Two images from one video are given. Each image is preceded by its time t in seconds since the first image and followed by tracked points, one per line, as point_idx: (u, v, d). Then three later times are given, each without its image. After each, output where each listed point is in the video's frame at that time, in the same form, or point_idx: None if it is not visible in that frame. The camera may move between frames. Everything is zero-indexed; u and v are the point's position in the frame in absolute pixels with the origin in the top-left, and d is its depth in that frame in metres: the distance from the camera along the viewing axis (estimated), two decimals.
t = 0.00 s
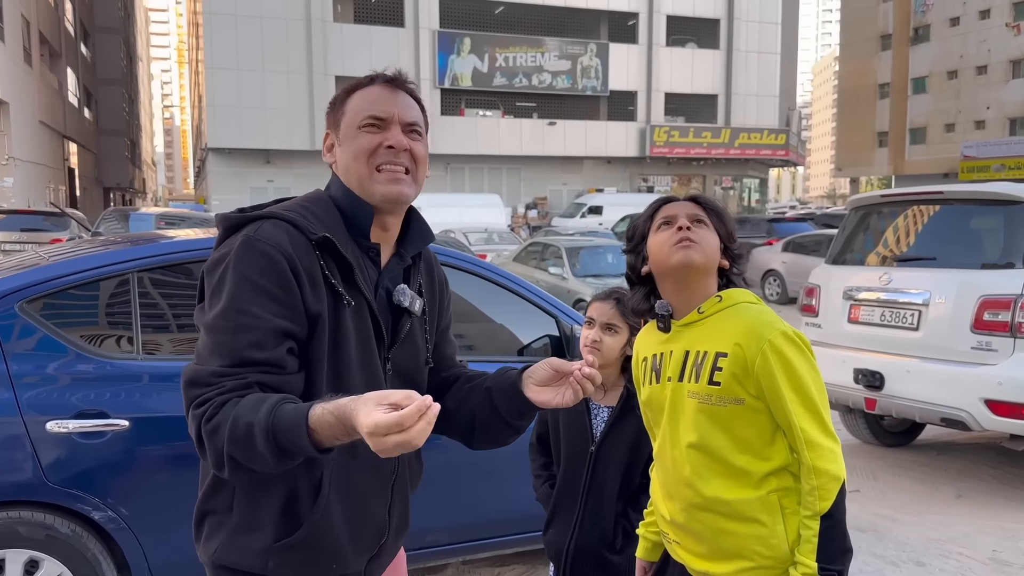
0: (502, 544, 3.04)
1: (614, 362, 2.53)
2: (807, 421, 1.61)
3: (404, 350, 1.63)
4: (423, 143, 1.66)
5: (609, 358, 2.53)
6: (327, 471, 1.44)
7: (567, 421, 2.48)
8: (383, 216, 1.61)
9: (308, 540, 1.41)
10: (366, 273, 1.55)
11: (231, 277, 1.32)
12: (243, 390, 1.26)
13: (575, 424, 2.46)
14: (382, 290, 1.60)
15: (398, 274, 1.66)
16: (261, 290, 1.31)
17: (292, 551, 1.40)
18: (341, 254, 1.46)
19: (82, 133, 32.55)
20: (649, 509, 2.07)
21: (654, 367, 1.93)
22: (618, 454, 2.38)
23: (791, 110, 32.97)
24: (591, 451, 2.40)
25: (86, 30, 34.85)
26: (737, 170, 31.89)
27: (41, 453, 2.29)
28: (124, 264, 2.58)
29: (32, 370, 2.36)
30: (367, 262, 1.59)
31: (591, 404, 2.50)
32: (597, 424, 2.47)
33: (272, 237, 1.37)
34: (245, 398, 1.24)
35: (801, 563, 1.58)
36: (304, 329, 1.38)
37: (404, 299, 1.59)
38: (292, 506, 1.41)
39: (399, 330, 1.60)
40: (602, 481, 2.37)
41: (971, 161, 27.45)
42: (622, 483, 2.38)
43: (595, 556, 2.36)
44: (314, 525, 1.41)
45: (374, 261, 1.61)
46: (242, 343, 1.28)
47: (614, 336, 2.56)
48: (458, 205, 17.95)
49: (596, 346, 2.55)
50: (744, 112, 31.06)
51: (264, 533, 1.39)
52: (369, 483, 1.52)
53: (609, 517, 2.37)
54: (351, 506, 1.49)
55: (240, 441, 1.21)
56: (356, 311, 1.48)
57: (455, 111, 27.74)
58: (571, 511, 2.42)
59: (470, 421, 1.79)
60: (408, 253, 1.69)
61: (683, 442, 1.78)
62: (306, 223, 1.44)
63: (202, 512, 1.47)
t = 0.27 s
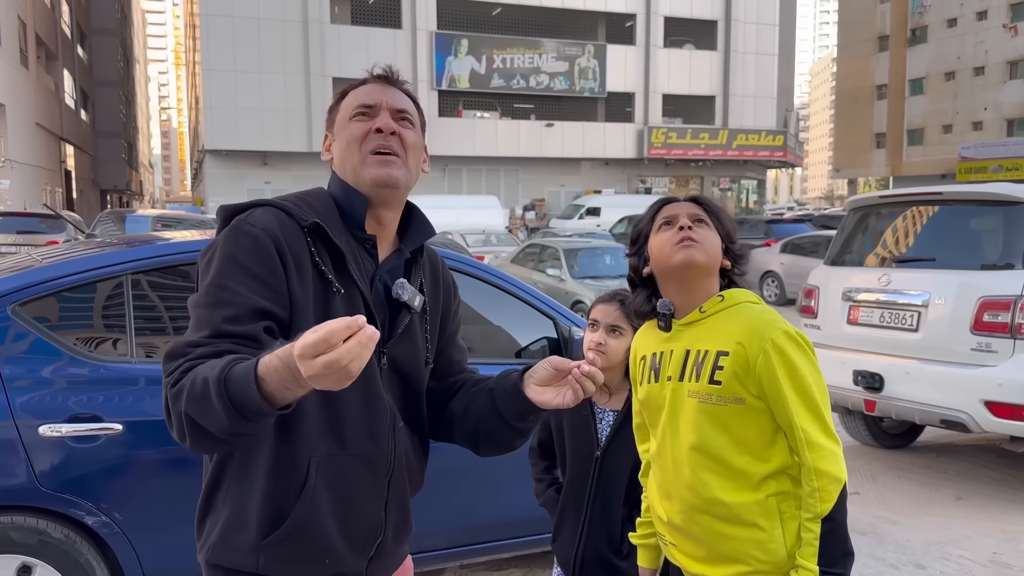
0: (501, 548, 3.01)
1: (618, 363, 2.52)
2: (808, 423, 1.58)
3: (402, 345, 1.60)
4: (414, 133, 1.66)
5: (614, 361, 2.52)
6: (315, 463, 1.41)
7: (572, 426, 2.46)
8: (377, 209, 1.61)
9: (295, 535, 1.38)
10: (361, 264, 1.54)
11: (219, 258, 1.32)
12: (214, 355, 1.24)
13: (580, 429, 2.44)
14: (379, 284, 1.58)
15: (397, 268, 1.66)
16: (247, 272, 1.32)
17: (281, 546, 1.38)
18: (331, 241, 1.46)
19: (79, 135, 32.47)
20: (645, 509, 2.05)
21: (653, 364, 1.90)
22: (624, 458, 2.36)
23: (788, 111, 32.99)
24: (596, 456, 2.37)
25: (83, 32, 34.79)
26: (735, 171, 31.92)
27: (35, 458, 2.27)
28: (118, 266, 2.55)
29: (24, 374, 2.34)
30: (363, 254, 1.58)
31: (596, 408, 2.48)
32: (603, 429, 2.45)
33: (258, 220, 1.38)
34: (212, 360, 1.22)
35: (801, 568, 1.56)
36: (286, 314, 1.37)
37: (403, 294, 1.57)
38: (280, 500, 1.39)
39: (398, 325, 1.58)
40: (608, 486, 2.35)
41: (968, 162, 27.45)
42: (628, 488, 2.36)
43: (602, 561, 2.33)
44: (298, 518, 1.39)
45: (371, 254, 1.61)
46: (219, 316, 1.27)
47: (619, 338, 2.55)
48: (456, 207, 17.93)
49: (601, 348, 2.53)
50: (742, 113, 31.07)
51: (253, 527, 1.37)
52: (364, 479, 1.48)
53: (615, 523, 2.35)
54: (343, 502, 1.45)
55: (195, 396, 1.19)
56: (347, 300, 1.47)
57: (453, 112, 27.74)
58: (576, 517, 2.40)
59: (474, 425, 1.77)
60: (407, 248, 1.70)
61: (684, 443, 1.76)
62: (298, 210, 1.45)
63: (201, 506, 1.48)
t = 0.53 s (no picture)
0: (502, 552, 3.00)
1: (623, 367, 2.49)
2: (815, 428, 1.56)
3: (404, 342, 1.60)
4: (412, 132, 1.65)
5: (620, 364, 2.48)
6: (312, 452, 1.40)
7: (578, 432, 2.45)
8: (376, 204, 1.61)
9: (291, 524, 1.38)
10: (363, 260, 1.55)
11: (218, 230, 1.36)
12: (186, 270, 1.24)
13: (586, 434, 2.43)
14: (381, 280, 1.59)
15: (400, 266, 1.65)
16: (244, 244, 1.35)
17: (277, 537, 1.38)
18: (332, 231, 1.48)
19: (77, 138, 32.45)
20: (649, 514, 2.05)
21: (662, 367, 1.91)
22: (631, 466, 2.36)
23: (787, 113, 33.02)
24: (602, 463, 2.37)
25: (81, 35, 34.78)
26: (733, 173, 31.94)
27: (33, 463, 2.25)
28: (115, 270, 2.54)
29: (20, 379, 2.32)
30: (366, 250, 1.58)
31: (602, 414, 2.47)
32: (608, 435, 2.44)
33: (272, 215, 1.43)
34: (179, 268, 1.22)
35: None
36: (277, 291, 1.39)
37: (408, 292, 1.58)
38: (277, 489, 1.39)
39: (400, 323, 1.58)
40: (615, 492, 2.34)
41: (967, 163, 27.48)
42: (635, 492, 2.36)
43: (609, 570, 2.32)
44: (294, 507, 1.39)
45: (374, 250, 1.61)
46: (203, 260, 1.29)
47: (626, 341, 2.52)
48: (454, 209, 17.92)
49: (606, 351, 2.51)
50: (740, 115, 31.10)
51: (250, 518, 1.38)
52: (363, 472, 1.46)
53: (622, 530, 2.34)
54: (340, 496, 1.44)
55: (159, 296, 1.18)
56: (347, 292, 1.48)
57: (451, 115, 27.76)
58: (581, 523, 2.40)
59: (479, 431, 1.75)
60: (411, 247, 1.69)
61: (690, 445, 1.76)
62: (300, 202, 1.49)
63: (207, 499, 1.49)
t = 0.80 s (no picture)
0: (503, 556, 3.00)
1: (628, 373, 2.50)
2: (822, 429, 1.58)
3: (407, 346, 1.60)
4: (418, 139, 1.67)
5: (625, 371, 2.49)
6: (312, 442, 1.42)
7: (582, 437, 2.44)
8: (381, 206, 1.63)
9: (292, 513, 1.39)
10: (368, 260, 1.56)
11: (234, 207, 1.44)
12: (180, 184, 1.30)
13: (591, 439, 2.43)
14: (384, 281, 1.60)
15: (407, 268, 1.67)
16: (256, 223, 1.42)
17: (278, 525, 1.39)
18: (341, 232, 1.52)
19: (79, 143, 32.50)
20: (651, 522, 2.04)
21: (666, 371, 1.90)
22: (637, 472, 2.36)
23: (787, 116, 33.03)
24: (607, 468, 2.37)
25: (83, 41, 34.85)
26: (734, 176, 31.93)
27: (35, 469, 2.25)
28: (118, 276, 2.54)
29: (20, 385, 2.32)
30: (371, 252, 1.60)
31: (607, 419, 2.47)
32: (613, 441, 2.43)
33: (289, 206, 1.51)
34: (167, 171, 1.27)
35: None
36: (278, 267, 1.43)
37: (414, 294, 1.60)
38: (278, 476, 1.40)
39: (404, 325, 1.58)
40: (620, 498, 2.35)
41: (967, 165, 27.46)
42: (639, 499, 2.35)
43: None
44: (296, 496, 1.40)
45: (379, 253, 1.62)
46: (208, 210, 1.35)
47: (632, 348, 2.52)
48: (455, 213, 17.92)
49: (613, 356, 2.51)
50: (740, 118, 31.12)
51: (252, 503, 1.39)
52: (360, 467, 1.47)
53: (626, 536, 2.35)
54: (336, 495, 1.44)
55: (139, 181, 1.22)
56: (353, 286, 1.50)
57: (452, 119, 27.78)
58: (585, 528, 2.40)
59: (481, 439, 1.75)
60: (418, 252, 1.70)
61: (696, 448, 1.76)
62: (313, 199, 1.57)
63: (208, 490, 1.50)
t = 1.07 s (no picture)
0: (504, 562, 2.99)
1: (629, 379, 2.48)
2: (828, 430, 1.58)
3: (406, 351, 1.59)
4: (420, 147, 1.68)
5: (625, 376, 2.48)
6: (308, 442, 1.42)
7: (583, 442, 2.45)
8: (384, 211, 1.63)
9: (287, 512, 1.39)
10: (368, 264, 1.56)
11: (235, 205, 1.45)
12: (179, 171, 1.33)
13: (592, 446, 2.43)
14: (384, 283, 1.60)
15: (406, 274, 1.67)
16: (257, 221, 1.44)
17: (274, 524, 1.39)
18: (343, 237, 1.52)
19: (82, 149, 32.61)
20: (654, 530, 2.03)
21: (668, 378, 1.90)
22: (638, 478, 2.36)
23: (789, 120, 33.03)
24: (607, 473, 2.37)
25: (86, 47, 34.98)
26: (736, 180, 31.92)
27: (37, 476, 2.26)
28: (120, 282, 2.55)
29: (22, 391, 2.32)
30: (372, 257, 1.60)
31: (607, 424, 2.47)
32: (613, 446, 2.44)
33: (290, 208, 1.52)
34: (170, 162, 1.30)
35: None
36: (276, 265, 1.44)
37: (415, 298, 1.60)
38: (274, 475, 1.40)
39: (404, 329, 1.59)
40: (622, 503, 2.35)
41: (970, 168, 27.44)
42: (640, 504, 2.35)
43: None
44: (292, 496, 1.39)
45: (380, 258, 1.62)
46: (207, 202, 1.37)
47: (634, 352, 2.51)
48: (457, 217, 17.93)
49: (613, 360, 2.50)
50: (742, 122, 31.14)
51: (248, 502, 1.39)
52: (354, 470, 1.47)
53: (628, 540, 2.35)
54: (332, 496, 1.44)
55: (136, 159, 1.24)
56: (352, 288, 1.50)
57: (454, 123, 27.83)
58: (586, 535, 2.39)
59: (480, 448, 1.75)
60: (419, 257, 1.71)
61: (702, 453, 1.75)
62: (315, 203, 1.57)
63: (208, 487, 1.51)
